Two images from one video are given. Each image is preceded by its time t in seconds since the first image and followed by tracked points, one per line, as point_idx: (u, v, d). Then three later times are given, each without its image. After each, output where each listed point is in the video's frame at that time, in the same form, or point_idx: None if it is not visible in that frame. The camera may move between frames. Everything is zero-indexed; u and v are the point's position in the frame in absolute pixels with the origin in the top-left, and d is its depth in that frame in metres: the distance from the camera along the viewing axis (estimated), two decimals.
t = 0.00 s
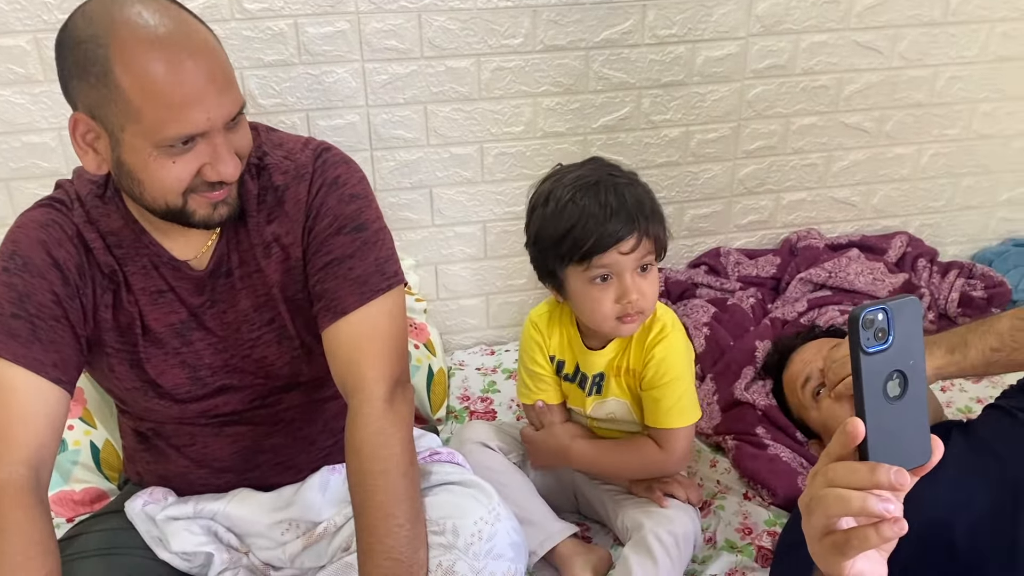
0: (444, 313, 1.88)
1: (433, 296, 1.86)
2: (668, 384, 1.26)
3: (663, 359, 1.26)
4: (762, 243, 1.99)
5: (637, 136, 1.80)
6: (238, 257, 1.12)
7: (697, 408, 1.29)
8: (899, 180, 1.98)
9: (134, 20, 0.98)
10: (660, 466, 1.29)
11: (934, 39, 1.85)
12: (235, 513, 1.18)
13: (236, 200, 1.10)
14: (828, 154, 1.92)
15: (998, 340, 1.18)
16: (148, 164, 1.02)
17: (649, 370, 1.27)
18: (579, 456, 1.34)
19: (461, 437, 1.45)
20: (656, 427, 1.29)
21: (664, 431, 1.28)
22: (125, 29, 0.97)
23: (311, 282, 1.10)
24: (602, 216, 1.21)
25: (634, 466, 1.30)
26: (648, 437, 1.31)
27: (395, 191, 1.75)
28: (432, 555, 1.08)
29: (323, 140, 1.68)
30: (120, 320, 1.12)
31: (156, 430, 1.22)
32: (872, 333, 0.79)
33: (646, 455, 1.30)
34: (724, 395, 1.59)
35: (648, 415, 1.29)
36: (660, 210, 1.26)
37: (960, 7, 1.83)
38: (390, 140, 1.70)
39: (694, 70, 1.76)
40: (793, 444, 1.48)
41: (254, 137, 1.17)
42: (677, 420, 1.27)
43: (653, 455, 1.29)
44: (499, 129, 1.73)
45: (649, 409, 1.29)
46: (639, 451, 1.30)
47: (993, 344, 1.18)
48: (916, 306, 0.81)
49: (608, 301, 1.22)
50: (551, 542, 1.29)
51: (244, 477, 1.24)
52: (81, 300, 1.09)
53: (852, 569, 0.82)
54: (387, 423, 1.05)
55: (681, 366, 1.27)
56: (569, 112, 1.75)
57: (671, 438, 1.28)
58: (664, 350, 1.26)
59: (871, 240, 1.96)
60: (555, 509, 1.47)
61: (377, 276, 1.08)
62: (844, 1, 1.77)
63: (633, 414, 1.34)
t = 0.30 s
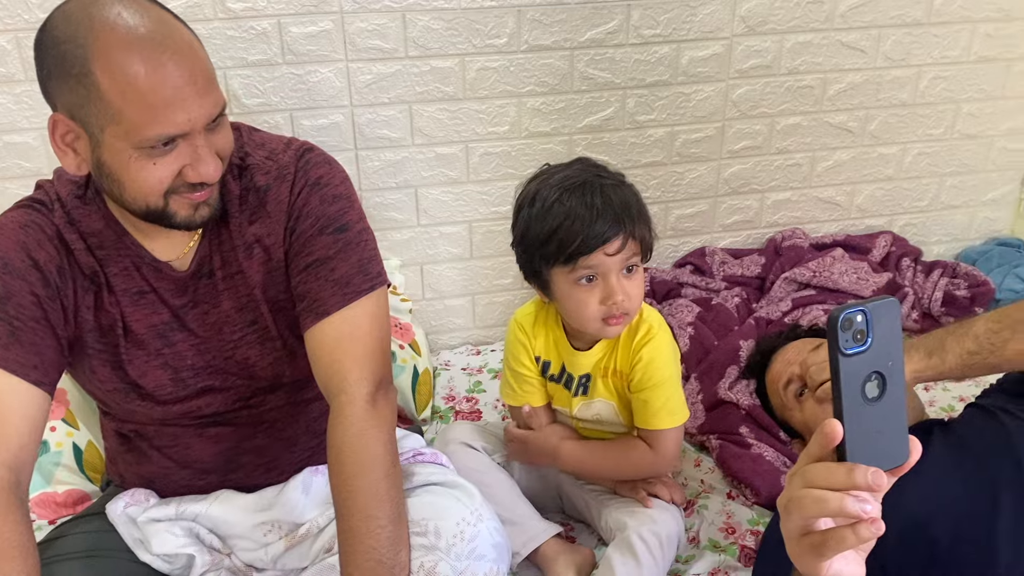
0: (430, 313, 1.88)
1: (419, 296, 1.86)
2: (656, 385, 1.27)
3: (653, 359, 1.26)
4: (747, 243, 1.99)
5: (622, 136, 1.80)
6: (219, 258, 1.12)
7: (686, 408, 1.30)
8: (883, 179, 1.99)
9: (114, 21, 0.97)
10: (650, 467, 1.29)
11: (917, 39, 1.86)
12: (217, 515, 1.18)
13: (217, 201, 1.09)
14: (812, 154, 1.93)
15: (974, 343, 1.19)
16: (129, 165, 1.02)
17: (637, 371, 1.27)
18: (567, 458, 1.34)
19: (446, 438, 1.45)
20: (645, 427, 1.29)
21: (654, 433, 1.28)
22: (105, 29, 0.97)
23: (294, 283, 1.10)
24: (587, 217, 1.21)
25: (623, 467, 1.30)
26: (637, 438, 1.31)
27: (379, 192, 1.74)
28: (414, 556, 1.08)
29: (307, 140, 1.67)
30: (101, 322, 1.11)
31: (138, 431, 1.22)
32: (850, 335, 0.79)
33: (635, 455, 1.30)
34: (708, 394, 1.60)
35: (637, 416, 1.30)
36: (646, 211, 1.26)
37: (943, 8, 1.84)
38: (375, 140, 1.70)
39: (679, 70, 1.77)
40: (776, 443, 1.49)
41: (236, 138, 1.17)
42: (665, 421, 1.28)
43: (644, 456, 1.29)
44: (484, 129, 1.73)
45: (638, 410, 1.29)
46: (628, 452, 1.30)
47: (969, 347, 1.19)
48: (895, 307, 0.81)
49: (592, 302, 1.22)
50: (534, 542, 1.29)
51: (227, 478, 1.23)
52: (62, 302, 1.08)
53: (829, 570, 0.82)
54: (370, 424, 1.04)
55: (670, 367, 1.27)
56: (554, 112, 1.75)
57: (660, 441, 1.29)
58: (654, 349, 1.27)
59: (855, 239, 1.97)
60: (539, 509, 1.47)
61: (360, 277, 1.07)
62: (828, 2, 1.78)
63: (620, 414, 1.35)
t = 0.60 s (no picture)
0: (416, 316, 1.87)
1: (404, 299, 1.85)
2: (645, 389, 1.27)
3: (641, 363, 1.26)
4: (732, 246, 2.00)
5: (607, 139, 1.80)
6: (200, 262, 1.11)
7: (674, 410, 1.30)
8: (868, 181, 2.00)
9: (92, 24, 0.96)
10: (646, 467, 1.30)
11: (901, 41, 1.86)
12: (199, 522, 1.17)
13: (198, 205, 1.08)
14: (797, 157, 1.93)
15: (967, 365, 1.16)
16: (108, 170, 1.01)
17: (625, 375, 1.27)
18: (556, 461, 1.33)
19: (430, 442, 1.44)
20: (635, 430, 1.29)
21: (648, 435, 1.28)
22: (83, 33, 0.96)
23: (275, 287, 1.09)
24: (568, 221, 1.21)
25: (618, 468, 1.30)
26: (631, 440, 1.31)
27: (364, 195, 1.74)
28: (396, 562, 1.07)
29: (291, 143, 1.67)
30: (81, 327, 1.10)
31: (118, 438, 1.21)
32: (828, 339, 0.79)
33: (631, 456, 1.30)
34: (693, 397, 1.60)
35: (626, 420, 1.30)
36: (628, 214, 1.26)
37: (926, 10, 1.85)
38: (359, 143, 1.69)
39: (664, 73, 1.77)
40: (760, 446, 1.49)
41: (216, 142, 1.16)
42: (654, 424, 1.27)
43: (639, 457, 1.30)
44: (469, 132, 1.73)
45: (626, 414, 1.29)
46: (623, 453, 1.30)
47: (962, 370, 1.16)
48: (872, 310, 0.81)
49: (573, 306, 1.22)
50: (518, 547, 1.29)
51: (208, 484, 1.22)
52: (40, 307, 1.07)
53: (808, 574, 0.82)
54: (350, 430, 1.04)
55: (657, 371, 1.27)
56: (539, 115, 1.74)
57: (654, 442, 1.29)
58: (641, 353, 1.26)
59: (840, 241, 1.97)
60: (524, 513, 1.47)
61: (341, 282, 1.07)
62: (812, 4, 1.78)
63: (606, 418, 1.34)
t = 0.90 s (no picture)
0: (406, 318, 1.87)
1: (394, 302, 1.85)
2: (629, 391, 1.27)
3: (626, 365, 1.26)
4: (722, 247, 2.00)
5: (596, 140, 1.80)
6: (185, 265, 1.11)
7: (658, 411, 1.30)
8: (856, 182, 2.00)
9: (76, 28, 0.96)
10: (618, 473, 1.29)
11: (889, 43, 1.87)
12: (186, 526, 1.16)
13: (183, 208, 1.08)
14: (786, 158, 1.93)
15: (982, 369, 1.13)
16: (93, 174, 1.00)
17: (610, 376, 1.27)
18: (537, 466, 1.33)
19: (419, 445, 1.44)
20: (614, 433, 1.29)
21: (624, 440, 1.28)
22: (67, 37, 0.95)
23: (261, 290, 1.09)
24: (555, 221, 1.20)
25: (591, 474, 1.30)
26: (608, 445, 1.31)
27: (353, 197, 1.73)
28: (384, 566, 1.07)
29: (279, 145, 1.66)
30: (65, 331, 1.10)
31: (104, 443, 1.20)
32: (810, 341, 0.79)
33: (603, 462, 1.30)
34: (682, 399, 1.60)
35: (608, 423, 1.29)
36: (617, 216, 1.25)
37: (914, 11, 1.85)
38: (348, 145, 1.69)
39: (652, 74, 1.77)
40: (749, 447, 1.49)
41: (202, 144, 1.16)
42: (637, 426, 1.28)
43: (612, 463, 1.29)
44: (458, 134, 1.72)
45: (609, 416, 1.29)
46: (597, 460, 1.30)
47: (975, 372, 1.13)
48: (853, 312, 0.81)
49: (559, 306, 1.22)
50: (507, 550, 1.29)
51: (196, 489, 1.22)
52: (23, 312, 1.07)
53: None
54: (337, 433, 1.04)
55: (644, 373, 1.27)
56: (528, 117, 1.74)
57: (630, 447, 1.29)
58: (628, 355, 1.27)
59: (829, 242, 1.98)
60: (514, 515, 1.47)
61: (327, 285, 1.07)
62: (800, 6, 1.79)
63: (593, 420, 1.34)
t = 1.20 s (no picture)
0: (397, 321, 1.87)
1: (385, 304, 1.85)
2: (623, 389, 1.27)
3: (620, 364, 1.26)
4: (713, 248, 2.00)
5: (586, 142, 1.80)
6: (173, 269, 1.10)
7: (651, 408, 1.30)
8: (846, 184, 2.01)
9: (64, 33, 0.95)
10: (613, 471, 1.29)
11: (879, 44, 1.88)
12: (175, 531, 1.16)
13: (175, 212, 1.08)
14: (776, 159, 1.94)
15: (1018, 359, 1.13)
16: (91, 180, 1.00)
17: (603, 376, 1.27)
18: (531, 466, 1.33)
19: (410, 448, 1.44)
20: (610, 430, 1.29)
21: (620, 437, 1.29)
22: (56, 43, 0.95)
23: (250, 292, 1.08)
24: (539, 217, 1.20)
25: (586, 471, 1.30)
26: (603, 443, 1.31)
27: (343, 200, 1.73)
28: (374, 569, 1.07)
29: (269, 148, 1.66)
30: (51, 335, 1.10)
31: (92, 447, 1.20)
32: (805, 348, 0.79)
33: (597, 460, 1.30)
34: (673, 400, 1.60)
35: (603, 421, 1.30)
36: (602, 212, 1.25)
37: (903, 13, 1.86)
38: (338, 148, 1.69)
39: (643, 76, 1.77)
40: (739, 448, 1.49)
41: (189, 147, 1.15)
42: (631, 424, 1.28)
43: (608, 462, 1.29)
44: (449, 137, 1.72)
45: (603, 415, 1.30)
46: (591, 457, 1.30)
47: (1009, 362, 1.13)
48: (849, 318, 0.81)
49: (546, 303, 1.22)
50: (498, 552, 1.29)
51: (185, 493, 1.21)
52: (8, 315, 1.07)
53: None
54: (326, 436, 1.03)
55: (636, 373, 1.27)
56: (518, 119, 1.74)
57: (626, 446, 1.29)
58: (620, 354, 1.27)
59: (819, 244, 1.98)
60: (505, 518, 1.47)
61: (317, 287, 1.06)
62: (789, 8, 1.79)
63: (585, 420, 1.34)
